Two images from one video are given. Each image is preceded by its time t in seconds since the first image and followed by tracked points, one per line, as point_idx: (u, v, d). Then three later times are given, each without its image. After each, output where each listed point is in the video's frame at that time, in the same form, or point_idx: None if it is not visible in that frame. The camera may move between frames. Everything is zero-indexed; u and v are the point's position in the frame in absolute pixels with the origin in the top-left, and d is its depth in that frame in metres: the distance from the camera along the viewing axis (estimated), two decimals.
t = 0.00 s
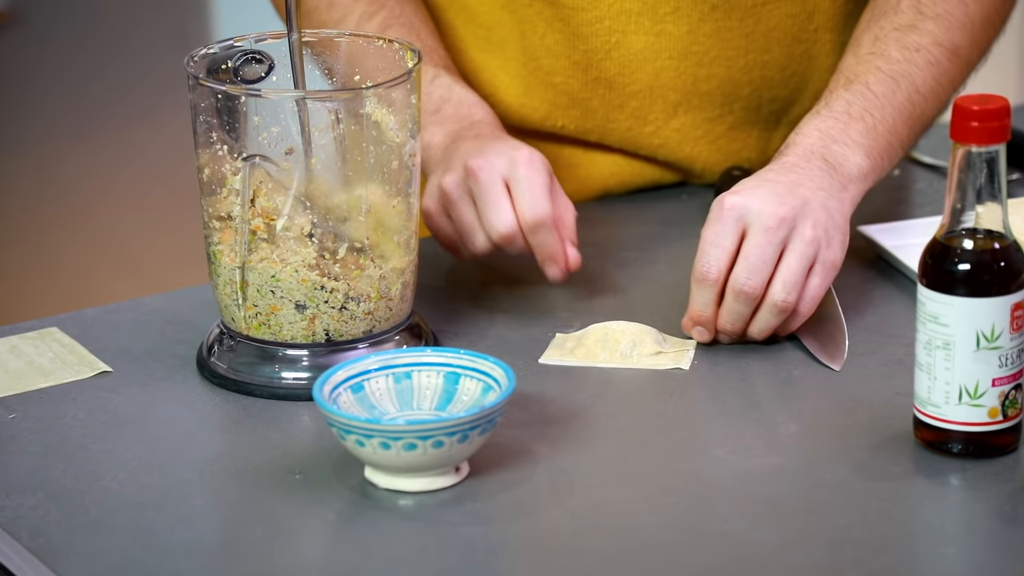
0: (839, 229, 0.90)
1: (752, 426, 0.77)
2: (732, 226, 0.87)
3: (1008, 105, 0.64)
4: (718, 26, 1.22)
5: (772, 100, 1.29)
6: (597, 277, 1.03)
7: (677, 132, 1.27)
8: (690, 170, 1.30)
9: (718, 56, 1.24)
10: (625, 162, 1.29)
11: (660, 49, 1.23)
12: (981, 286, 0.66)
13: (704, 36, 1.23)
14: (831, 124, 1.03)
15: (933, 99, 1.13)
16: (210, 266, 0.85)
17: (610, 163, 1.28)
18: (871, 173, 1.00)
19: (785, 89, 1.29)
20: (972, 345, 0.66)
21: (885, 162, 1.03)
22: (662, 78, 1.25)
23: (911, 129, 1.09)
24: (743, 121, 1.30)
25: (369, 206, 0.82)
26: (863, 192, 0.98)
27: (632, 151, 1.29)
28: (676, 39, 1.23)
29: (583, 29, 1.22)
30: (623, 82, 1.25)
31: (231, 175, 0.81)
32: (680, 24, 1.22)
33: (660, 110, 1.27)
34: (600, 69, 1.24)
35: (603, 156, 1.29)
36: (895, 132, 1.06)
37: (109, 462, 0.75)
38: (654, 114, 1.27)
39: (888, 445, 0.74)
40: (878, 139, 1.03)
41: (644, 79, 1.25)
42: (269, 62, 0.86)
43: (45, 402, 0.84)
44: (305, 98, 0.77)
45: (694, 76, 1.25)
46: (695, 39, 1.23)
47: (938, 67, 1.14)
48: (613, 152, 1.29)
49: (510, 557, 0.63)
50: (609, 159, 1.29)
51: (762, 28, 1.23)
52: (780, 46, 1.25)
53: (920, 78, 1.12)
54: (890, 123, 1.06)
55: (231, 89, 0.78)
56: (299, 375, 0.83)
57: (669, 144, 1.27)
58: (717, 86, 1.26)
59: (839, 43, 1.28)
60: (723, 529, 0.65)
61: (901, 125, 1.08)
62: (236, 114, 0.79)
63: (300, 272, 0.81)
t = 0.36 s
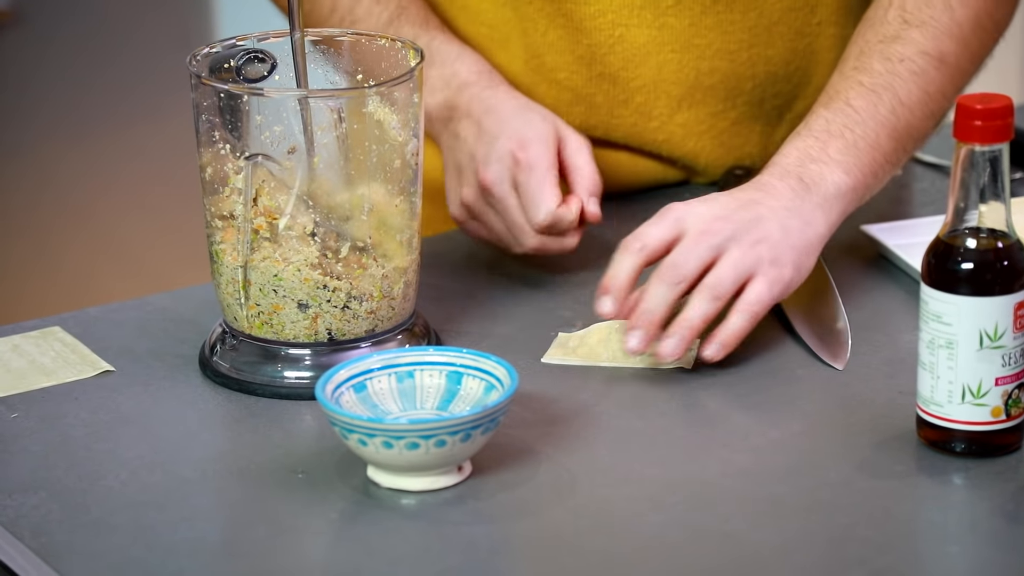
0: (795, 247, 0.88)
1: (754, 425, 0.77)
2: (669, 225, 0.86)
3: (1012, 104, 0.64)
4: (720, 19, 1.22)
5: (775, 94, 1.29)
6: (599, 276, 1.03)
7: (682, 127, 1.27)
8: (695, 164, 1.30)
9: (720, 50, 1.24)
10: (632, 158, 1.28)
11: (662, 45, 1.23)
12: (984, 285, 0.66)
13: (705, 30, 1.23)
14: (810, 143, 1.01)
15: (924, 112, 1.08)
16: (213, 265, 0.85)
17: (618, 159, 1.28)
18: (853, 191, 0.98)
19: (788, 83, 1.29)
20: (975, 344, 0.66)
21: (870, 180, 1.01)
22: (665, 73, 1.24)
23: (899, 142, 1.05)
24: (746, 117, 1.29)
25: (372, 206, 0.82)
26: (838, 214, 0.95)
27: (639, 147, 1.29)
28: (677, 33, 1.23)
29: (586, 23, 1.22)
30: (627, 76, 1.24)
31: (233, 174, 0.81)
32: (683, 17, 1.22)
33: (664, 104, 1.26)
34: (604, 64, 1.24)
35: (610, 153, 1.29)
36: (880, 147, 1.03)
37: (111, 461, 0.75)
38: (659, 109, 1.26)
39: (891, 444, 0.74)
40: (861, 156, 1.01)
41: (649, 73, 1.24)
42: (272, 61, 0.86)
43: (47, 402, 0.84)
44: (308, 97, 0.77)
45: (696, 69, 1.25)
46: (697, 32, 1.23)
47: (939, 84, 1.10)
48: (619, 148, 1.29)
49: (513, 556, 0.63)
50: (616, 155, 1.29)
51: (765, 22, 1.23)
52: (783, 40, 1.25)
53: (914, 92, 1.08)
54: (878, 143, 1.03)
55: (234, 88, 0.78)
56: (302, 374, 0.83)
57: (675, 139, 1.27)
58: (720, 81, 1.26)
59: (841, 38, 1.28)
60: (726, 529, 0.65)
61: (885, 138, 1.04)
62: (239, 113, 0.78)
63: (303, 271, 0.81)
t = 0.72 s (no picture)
0: (782, 235, 0.86)
1: (754, 424, 0.77)
2: (645, 222, 0.86)
3: (1012, 103, 0.64)
4: (717, 22, 1.22)
5: (774, 94, 1.28)
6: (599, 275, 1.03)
7: (679, 129, 1.27)
8: (695, 165, 1.30)
9: (717, 52, 1.24)
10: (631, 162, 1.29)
11: (660, 47, 1.23)
12: (984, 284, 0.66)
13: (701, 33, 1.23)
14: (817, 129, 0.97)
15: (940, 100, 1.03)
16: (212, 265, 0.85)
17: (614, 162, 1.29)
18: (861, 177, 0.93)
19: (788, 84, 1.28)
20: (975, 343, 0.66)
21: (882, 167, 0.96)
22: (661, 75, 1.24)
23: (912, 130, 1.00)
24: (745, 119, 1.29)
25: (371, 205, 0.82)
26: (846, 196, 0.91)
27: (636, 150, 1.29)
28: (674, 36, 1.23)
29: (581, 27, 1.22)
30: (623, 79, 1.24)
31: (232, 174, 0.81)
32: (679, 20, 1.22)
33: (661, 107, 1.26)
34: (600, 67, 1.24)
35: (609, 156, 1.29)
36: (892, 134, 0.98)
37: (111, 461, 0.75)
38: (655, 111, 1.26)
39: (891, 443, 0.74)
40: (871, 141, 0.96)
41: (645, 77, 1.24)
42: (271, 60, 0.86)
43: (46, 402, 0.84)
44: (306, 97, 0.77)
45: (693, 71, 1.24)
46: (694, 35, 1.23)
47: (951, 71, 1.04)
48: (618, 151, 1.29)
49: (512, 556, 0.63)
50: (614, 158, 1.29)
51: (763, 24, 1.23)
52: (782, 41, 1.25)
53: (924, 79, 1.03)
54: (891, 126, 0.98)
55: (232, 88, 0.77)
56: (301, 374, 0.82)
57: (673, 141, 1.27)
58: (717, 82, 1.26)
59: (843, 39, 1.27)
60: (726, 528, 0.65)
61: (897, 124, 0.99)
62: (238, 113, 0.78)
63: (302, 271, 0.81)
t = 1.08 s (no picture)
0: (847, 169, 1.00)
1: (755, 418, 0.76)
2: (830, 135, 0.98)
3: (1013, 95, 0.63)
4: (725, 13, 1.24)
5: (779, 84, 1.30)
6: (599, 269, 1.03)
7: (687, 120, 1.28)
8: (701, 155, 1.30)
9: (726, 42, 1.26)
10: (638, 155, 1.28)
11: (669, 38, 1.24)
12: (985, 278, 0.65)
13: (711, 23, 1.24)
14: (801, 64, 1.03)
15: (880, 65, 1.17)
16: (210, 258, 0.84)
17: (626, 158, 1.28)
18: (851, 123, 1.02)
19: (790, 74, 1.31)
20: (977, 336, 0.66)
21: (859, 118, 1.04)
22: (669, 67, 1.25)
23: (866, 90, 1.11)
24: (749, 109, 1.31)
25: (370, 198, 0.81)
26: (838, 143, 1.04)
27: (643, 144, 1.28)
28: (686, 26, 1.24)
29: (590, 20, 1.22)
30: (631, 72, 1.24)
31: (231, 166, 0.81)
32: (687, 11, 1.23)
33: (669, 98, 1.26)
34: (608, 60, 1.23)
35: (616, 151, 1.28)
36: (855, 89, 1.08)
37: (109, 455, 0.75)
38: (664, 103, 1.26)
39: (892, 437, 0.73)
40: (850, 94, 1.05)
41: (654, 69, 1.25)
42: (269, 53, 0.86)
43: (44, 396, 0.83)
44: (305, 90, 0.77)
45: (700, 62, 1.26)
46: (701, 27, 1.24)
47: (891, 38, 1.19)
48: (624, 146, 1.28)
49: (512, 550, 0.63)
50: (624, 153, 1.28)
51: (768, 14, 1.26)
52: (787, 33, 1.28)
53: (870, 34, 1.15)
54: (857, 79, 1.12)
55: (231, 80, 0.77)
56: (300, 368, 0.82)
57: (681, 133, 1.27)
58: (723, 73, 1.28)
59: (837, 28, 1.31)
60: (727, 522, 0.65)
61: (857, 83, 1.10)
62: (236, 105, 0.78)
63: (301, 264, 0.81)
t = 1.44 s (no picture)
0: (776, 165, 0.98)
1: (761, 411, 0.76)
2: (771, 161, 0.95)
3: (1022, 87, 0.63)
4: None
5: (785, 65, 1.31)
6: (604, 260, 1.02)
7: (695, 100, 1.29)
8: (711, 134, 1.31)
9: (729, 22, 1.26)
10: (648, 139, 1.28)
11: (671, 20, 1.24)
12: (993, 270, 0.65)
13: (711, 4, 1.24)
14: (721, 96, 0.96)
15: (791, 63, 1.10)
16: (216, 248, 0.84)
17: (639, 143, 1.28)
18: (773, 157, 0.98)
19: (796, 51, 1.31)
20: (984, 329, 0.66)
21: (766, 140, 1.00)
22: (672, 47, 1.25)
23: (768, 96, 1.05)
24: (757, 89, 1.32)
25: (376, 188, 0.81)
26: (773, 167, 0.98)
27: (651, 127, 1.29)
28: (686, 8, 1.24)
29: (596, 5, 1.22)
30: (637, 58, 1.24)
31: (236, 157, 0.80)
32: None
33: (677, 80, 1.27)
34: (616, 45, 1.23)
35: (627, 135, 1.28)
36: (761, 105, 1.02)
37: (114, 444, 0.75)
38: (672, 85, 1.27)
39: (899, 430, 0.73)
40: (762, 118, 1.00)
41: (658, 50, 1.25)
42: (276, 42, 0.86)
43: (49, 385, 0.83)
44: (312, 80, 0.76)
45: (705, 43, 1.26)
46: (705, 7, 1.24)
47: (808, 43, 1.14)
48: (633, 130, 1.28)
49: (518, 542, 0.63)
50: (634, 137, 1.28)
51: None
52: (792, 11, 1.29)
53: (785, 37, 1.09)
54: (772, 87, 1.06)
55: (237, 70, 0.77)
56: (306, 358, 0.82)
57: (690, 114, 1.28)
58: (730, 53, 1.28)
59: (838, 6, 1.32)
60: (734, 515, 0.65)
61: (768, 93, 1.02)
62: (242, 95, 0.78)
63: (307, 255, 0.81)
